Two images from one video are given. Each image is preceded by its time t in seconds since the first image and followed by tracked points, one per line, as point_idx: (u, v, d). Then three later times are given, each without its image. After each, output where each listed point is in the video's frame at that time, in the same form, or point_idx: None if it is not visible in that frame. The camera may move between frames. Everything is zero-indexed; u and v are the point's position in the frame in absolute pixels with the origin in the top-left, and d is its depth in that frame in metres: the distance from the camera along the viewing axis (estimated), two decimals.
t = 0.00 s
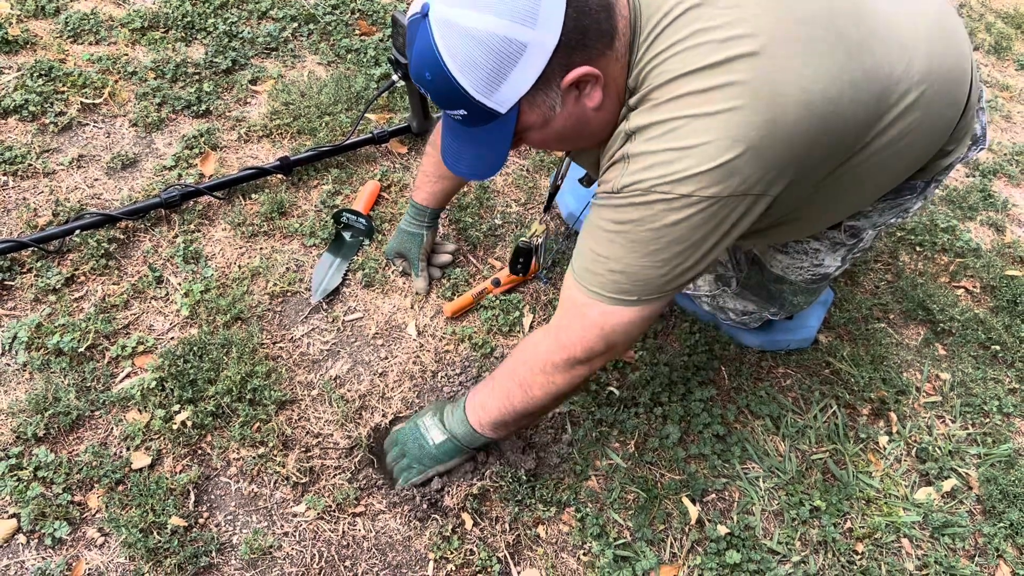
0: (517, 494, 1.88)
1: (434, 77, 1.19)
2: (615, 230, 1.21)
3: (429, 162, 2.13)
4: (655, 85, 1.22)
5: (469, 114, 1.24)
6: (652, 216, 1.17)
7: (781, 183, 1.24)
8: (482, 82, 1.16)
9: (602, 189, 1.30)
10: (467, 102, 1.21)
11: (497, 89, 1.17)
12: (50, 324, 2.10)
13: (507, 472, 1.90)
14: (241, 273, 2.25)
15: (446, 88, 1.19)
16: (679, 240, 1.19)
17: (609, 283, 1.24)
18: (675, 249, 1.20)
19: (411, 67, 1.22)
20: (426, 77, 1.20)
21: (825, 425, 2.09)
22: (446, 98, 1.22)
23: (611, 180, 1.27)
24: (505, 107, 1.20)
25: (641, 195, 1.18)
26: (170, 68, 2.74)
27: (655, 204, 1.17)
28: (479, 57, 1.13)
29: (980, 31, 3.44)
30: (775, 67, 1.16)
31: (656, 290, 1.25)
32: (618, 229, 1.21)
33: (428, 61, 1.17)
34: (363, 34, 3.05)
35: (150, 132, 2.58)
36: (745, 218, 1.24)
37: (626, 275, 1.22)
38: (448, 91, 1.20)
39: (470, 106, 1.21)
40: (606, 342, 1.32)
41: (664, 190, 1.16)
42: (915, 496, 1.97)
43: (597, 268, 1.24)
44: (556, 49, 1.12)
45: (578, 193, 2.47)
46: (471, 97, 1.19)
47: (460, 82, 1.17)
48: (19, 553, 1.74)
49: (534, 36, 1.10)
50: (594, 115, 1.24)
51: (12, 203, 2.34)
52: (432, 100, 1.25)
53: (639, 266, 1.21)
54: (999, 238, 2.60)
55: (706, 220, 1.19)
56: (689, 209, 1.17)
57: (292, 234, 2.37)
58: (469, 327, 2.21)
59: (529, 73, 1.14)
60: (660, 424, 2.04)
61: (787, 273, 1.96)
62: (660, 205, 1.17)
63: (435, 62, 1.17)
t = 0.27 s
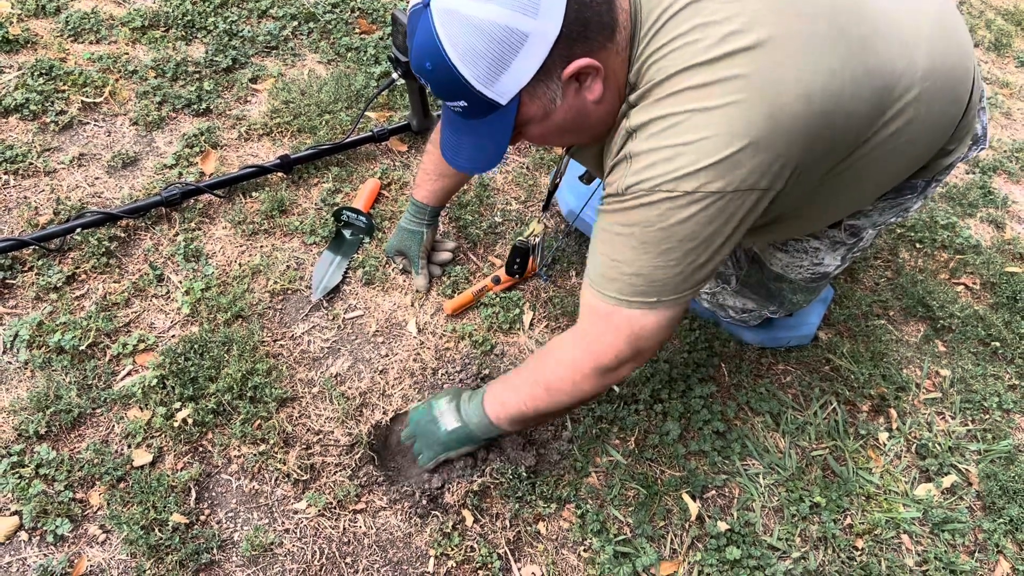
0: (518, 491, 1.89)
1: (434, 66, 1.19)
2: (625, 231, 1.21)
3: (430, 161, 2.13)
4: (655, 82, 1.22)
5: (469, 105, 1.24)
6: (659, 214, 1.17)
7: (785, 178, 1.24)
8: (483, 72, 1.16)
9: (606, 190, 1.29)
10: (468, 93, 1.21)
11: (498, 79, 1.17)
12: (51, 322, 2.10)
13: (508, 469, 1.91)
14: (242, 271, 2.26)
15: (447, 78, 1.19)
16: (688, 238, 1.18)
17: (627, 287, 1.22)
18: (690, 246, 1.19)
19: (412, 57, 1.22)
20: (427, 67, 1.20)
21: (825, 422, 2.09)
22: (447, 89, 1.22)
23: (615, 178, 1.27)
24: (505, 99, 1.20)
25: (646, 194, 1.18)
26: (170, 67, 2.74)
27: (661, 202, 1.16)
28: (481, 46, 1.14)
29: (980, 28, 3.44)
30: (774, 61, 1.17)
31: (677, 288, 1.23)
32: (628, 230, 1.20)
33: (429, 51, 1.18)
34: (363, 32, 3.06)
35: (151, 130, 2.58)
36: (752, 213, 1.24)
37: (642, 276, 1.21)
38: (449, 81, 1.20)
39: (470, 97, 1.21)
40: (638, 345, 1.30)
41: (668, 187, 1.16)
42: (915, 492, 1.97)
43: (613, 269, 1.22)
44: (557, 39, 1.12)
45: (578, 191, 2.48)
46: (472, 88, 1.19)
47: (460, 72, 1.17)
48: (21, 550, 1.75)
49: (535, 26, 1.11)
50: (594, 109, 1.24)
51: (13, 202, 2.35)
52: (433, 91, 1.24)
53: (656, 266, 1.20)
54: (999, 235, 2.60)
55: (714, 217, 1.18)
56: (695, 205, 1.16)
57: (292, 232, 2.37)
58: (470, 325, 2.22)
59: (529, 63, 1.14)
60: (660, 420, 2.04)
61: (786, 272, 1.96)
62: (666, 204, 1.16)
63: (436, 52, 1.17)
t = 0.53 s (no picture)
0: (518, 488, 1.89)
1: (422, 65, 1.18)
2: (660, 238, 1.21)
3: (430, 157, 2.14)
4: (649, 82, 1.21)
5: (457, 104, 1.23)
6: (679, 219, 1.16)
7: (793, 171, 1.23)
8: (471, 70, 1.16)
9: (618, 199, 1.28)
10: (456, 91, 1.20)
11: (486, 77, 1.16)
12: (52, 319, 2.10)
13: (508, 466, 1.91)
14: (242, 268, 2.26)
15: (435, 77, 1.19)
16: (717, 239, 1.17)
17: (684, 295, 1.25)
18: (723, 246, 1.17)
19: (399, 56, 1.21)
20: (415, 66, 1.19)
21: (825, 419, 2.09)
22: (435, 87, 1.21)
23: (625, 186, 1.25)
24: (493, 97, 1.19)
25: (662, 200, 1.17)
26: (170, 65, 2.75)
27: (678, 207, 1.16)
28: (469, 45, 1.13)
29: (980, 25, 3.44)
30: (768, 56, 1.17)
31: (737, 277, 1.23)
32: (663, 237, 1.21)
33: (417, 50, 1.17)
34: (363, 30, 3.06)
35: (152, 129, 2.59)
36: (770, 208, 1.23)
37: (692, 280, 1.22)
38: (437, 81, 1.20)
39: (459, 96, 1.21)
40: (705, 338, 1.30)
41: (682, 191, 1.15)
42: (915, 489, 1.97)
43: (666, 286, 1.26)
44: (545, 37, 1.12)
45: (578, 188, 2.47)
46: (460, 86, 1.19)
47: (448, 70, 1.17)
48: (22, 546, 1.75)
49: (523, 24, 1.10)
50: (582, 107, 1.24)
51: (14, 200, 2.35)
52: (421, 89, 1.24)
53: (705, 268, 1.20)
54: (999, 232, 2.60)
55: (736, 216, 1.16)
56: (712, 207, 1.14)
57: (292, 230, 2.37)
58: (470, 322, 2.22)
59: (518, 61, 1.13)
60: (660, 417, 2.05)
61: (783, 272, 1.97)
62: (684, 207, 1.16)
63: (424, 51, 1.17)
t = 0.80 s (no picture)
0: (519, 488, 1.89)
1: (429, 67, 1.17)
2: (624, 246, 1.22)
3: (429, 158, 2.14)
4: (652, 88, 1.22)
5: (464, 108, 1.23)
6: (661, 228, 1.17)
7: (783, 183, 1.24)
8: (479, 73, 1.15)
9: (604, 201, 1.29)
10: (463, 94, 1.20)
11: (494, 81, 1.16)
12: (54, 319, 2.11)
13: (509, 465, 1.91)
14: (244, 268, 2.26)
15: (442, 79, 1.18)
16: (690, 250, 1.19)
17: (623, 298, 1.24)
18: (692, 256, 1.20)
19: (405, 58, 1.20)
20: (422, 68, 1.18)
21: (826, 418, 2.09)
22: (442, 89, 1.21)
23: (612, 191, 1.26)
24: (501, 101, 1.19)
25: (646, 208, 1.18)
26: (172, 65, 2.75)
27: (662, 216, 1.17)
28: (478, 47, 1.13)
29: (982, 24, 3.43)
30: (770, 67, 1.17)
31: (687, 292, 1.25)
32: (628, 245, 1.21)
33: (425, 52, 1.17)
34: (364, 30, 3.06)
35: (153, 128, 2.59)
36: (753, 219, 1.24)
37: (639, 287, 1.22)
38: (444, 83, 1.19)
39: (466, 100, 1.21)
40: (643, 345, 1.31)
41: (668, 201, 1.16)
42: (916, 489, 1.97)
43: (605, 288, 1.25)
44: (555, 41, 1.13)
45: (579, 188, 2.48)
46: (468, 89, 1.18)
47: (457, 73, 1.17)
48: (24, 546, 1.75)
49: (534, 27, 1.11)
50: (589, 113, 1.24)
51: (16, 200, 2.35)
52: (427, 92, 1.23)
53: (664, 278, 1.21)
54: (1000, 232, 2.60)
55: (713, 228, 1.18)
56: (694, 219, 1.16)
57: (293, 229, 2.38)
58: (471, 321, 2.22)
59: (527, 64, 1.14)
60: (661, 417, 2.05)
61: (784, 271, 1.96)
62: (667, 217, 1.17)
63: (432, 52, 1.16)
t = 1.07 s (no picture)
0: (519, 490, 1.89)
1: (439, 67, 1.17)
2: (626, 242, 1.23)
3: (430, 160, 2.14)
4: (656, 89, 1.22)
5: (472, 108, 1.23)
6: (660, 227, 1.19)
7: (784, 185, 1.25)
8: (489, 74, 1.15)
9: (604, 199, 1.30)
10: (473, 94, 1.19)
11: (504, 82, 1.16)
12: (55, 320, 2.11)
13: (510, 467, 1.91)
14: (244, 269, 2.26)
15: (452, 79, 1.18)
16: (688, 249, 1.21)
17: (629, 292, 1.26)
18: (691, 255, 1.22)
19: (415, 57, 1.20)
20: (431, 68, 1.18)
21: (826, 421, 2.09)
22: (451, 90, 1.20)
23: (614, 189, 1.27)
24: (510, 103, 1.19)
25: (647, 208, 1.19)
26: (173, 66, 2.75)
27: (662, 216, 1.18)
28: (488, 47, 1.13)
29: (983, 26, 3.43)
30: (774, 69, 1.17)
31: (683, 289, 1.28)
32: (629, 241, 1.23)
33: (435, 51, 1.16)
34: (365, 31, 3.06)
35: (154, 130, 2.59)
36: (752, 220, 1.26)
37: (644, 282, 1.24)
38: (453, 83, 1.19)
39: (474, 100, 1.20)
40: (646, 335, 1.34)
41: (670, 201, 1.17)
42: (916, 491, 1.97)
43: (608, 280, 1.27)
44: (566, 43, 1.12)
45: (580, 189, 2.48)
46: (477, 89, 1.18)
47: (466, 73, 1.16)
48: (24, 547, 1.75)
49: (545, 28, 1.11)
50: (596, 115, 1.24)
51: (17, 201, 2.36)
52: (435, 92, 1.23)
53: (663, 274, 1.24)
54: (1001, 234, 2.60)
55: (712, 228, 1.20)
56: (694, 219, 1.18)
57: (294, 231, 2.38)
58: (471, 323, 2.22)
59: (537, 64, 1.13)
60: (661, 419, 2.05)
61: (785, 273, 1.97)
62: (668, 217, 1.18)
63: (443, 52, 1.16)
